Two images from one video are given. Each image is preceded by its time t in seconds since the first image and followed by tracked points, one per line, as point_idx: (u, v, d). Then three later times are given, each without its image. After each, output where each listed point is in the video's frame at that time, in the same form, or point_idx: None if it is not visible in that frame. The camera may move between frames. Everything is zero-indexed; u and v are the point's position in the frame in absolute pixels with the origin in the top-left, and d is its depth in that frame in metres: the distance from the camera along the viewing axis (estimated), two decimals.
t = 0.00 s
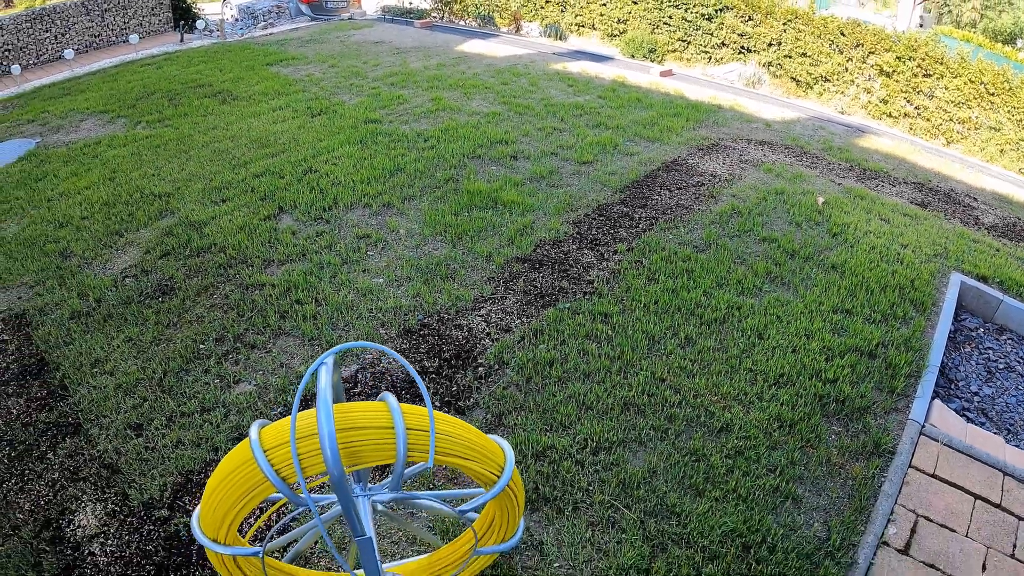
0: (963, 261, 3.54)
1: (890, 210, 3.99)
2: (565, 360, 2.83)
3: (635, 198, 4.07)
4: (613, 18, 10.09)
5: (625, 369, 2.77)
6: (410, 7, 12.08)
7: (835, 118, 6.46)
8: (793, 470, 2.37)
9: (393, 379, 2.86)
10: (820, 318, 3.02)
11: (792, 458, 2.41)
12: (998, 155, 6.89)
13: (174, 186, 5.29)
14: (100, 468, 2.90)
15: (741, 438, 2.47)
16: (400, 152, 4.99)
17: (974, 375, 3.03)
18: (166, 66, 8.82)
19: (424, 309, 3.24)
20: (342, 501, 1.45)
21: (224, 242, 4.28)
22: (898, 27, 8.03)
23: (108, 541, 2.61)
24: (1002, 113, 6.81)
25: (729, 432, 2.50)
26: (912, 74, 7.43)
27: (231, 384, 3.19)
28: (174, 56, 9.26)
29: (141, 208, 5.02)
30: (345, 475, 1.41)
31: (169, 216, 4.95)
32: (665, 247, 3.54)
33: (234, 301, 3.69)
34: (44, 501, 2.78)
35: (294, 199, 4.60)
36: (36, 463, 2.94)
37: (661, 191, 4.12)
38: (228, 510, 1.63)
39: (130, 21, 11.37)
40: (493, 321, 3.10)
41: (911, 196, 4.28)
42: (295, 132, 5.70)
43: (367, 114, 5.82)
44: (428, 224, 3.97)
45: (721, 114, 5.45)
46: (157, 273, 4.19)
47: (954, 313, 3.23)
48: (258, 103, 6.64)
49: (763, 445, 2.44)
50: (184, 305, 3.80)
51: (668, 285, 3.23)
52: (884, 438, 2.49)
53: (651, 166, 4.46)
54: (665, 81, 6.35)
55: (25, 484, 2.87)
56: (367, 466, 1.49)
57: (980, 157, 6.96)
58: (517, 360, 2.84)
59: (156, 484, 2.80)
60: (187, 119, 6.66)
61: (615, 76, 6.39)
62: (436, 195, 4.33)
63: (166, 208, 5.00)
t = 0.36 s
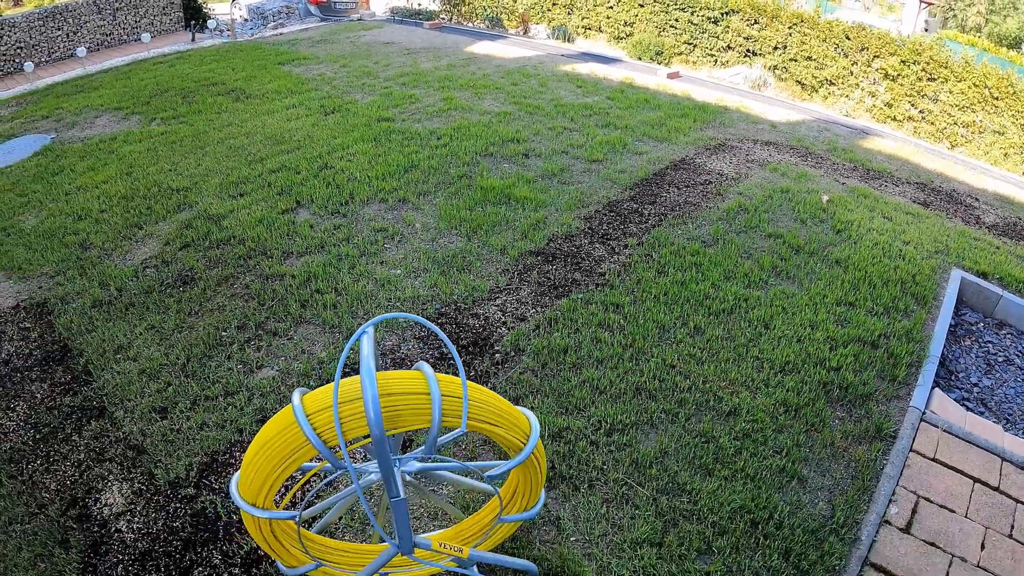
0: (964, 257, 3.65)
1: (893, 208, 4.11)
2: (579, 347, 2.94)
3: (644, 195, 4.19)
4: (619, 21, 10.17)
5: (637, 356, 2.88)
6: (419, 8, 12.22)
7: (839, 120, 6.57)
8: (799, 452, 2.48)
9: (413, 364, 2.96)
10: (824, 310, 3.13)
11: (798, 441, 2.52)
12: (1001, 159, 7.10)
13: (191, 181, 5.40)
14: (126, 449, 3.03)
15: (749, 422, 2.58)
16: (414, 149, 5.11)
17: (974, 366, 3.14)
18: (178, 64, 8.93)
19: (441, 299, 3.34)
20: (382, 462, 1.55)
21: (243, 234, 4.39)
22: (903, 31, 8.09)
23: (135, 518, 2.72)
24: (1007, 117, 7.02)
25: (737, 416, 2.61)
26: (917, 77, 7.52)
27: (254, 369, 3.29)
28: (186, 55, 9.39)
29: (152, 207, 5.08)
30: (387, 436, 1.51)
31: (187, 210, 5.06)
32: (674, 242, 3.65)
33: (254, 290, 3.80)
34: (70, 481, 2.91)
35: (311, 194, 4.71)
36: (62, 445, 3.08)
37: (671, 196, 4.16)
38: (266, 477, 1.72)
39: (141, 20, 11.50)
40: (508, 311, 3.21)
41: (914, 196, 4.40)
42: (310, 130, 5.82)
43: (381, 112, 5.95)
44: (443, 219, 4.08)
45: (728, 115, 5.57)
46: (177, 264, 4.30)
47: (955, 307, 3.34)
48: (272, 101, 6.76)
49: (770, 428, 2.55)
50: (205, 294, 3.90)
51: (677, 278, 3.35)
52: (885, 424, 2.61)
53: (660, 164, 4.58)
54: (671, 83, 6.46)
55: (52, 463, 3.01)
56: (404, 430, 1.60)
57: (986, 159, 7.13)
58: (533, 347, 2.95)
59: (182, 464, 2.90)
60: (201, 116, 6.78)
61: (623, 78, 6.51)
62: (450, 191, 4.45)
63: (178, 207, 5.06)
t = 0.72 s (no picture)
0: (963, 255, 3.73)
1: (894, 208, 4.19)
2: (586, 337, 3.02)
3: (649, 192, 4.28)
4: (624, 23, 10.16)
5: (642, 346, 2.97)
6: (426, 9, 12.31)
7: (842, 122, 6.64)
8: (800, 438, 2.56)
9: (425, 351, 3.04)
10: (825, 304, 3.21)
11: (798, 428, 2.60)
12: (1006, 162, 6.79)
13: (203, 175, 5.49)
14: (143, 433, 3.12)
15: (751, 409, 2.67)
16: (423, 147, 5.20)
17: (972, 361, 3.22)
18: (188, 62, 9.03)
19: (451, 290, 3.42)
20: (402, 433, 1.63)
21: (255, 227, 4.48)
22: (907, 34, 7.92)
23: (152, 499, 2.81)
24: (1010, 120, 6.75)
25: (739, 403, 2.70)
26: (920, 81, 7.27)
27: (268, 356, 3.38)
28: (195, 53, 9.47)
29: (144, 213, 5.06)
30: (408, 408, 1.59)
31: (199, 203, 5.15)
32: (679, 238, 3.74)
33: (267, 281, 3.88)
34: (88, 464, 3.01)
35: (322, 189, 4.80)
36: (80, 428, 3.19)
37: (675, 187, 4.32)
38: (288, 450, 1.78)
39: (150, 18, 11.59)
40: (517, 302, 3.29)
41: (915, 195, 4.48)
42: (320, 127, 5.91)
43: (389, 111, 6.03)
44: (452, 215, 4.18)
45: (733, 116, 5.66)
46: (191, 255, 4.39)
47: (953, 303, 3.42)
48: (282, 99, 6.84)
49: (771, 415, 2.64)
50: (219, 284, 3.98)
51: (682, 272, 3.43)
52: (884, 412, 2.69)
53: (666, 163, 4.66)
54: (676, 84, 6.54)
55: (70, 447, 3.12)
56: (424, 403, 1.68)
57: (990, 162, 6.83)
58: (542, 336, 3.02)
59: (198, 447, 2.98)
60: (212, 112, 6.86)
61: (628, 78, 6.60)
62: (459, 187, 4.54)
63: (175, 214, 5.03)
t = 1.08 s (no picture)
0: (963, 254, 3.80)
1: (895, 207, 4.25)
2: (594, 330, 3.08)
3: (654, 190, 4.35)
4: (628, 24, 10.19)
5: (649, 339, 3.03)
6: (431, 10, 12.39)
7: (844, 123, 6.70)
8: (802, 429, 2.63)
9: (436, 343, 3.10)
10: (827, 300, 3.28)
11: (801, 419, 2.67)
12: (1007, 163, 6.80)
13: (212, 172, 5.55)
14: (157, 422, 3.19)
15: (755, 400, 2.73)
16: (430, 145, 5.27)
17: (972, 356, 3.28)
18: (195, 61, 9.10)
19: (461, 284, 3.49)
20: (422, 411, 1.69)
21: (265, 223, 4.54)
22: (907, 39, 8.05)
23: (167, 486, 2.87)
24: (1012, 122, 6.81)
25: (743, 395, 2.76)
26: (923, 83, 7.35)
27: (281, 347, 3.44)
28: (202, 53, 9.55)
29: (150, 211, 5.11)
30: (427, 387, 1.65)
31: (209, 199, 5.21)
32: (684, 234, 3.80)
33: (278, 275, 3.94)
34: (103, 452, 3.07)
35: (331, 185, 4.86)
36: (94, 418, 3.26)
37: (678, 186, 4.38)
38: (307, 436, 1.83)
39: (157, 18, 11.68)
40: (526, 296, 3.36)
41: (916, 195, 4.55)
42: (328, 125, 5.98)
43: (397, 109, 6.10)
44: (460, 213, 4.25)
45: (736, 116, 5.73)
46: (202, 250, 4.45)
47: (953, 300, 3.49)
48: (290, 97, 6.91)
49: (774, 406, 2.70)
50: (231, 278, 4.05)
51: (687, 267, 3.50)
52: (885, 404, 2.75)
53: (670, 163, 4.73)
54: (680, 85, 6.60)
55: (84, 436, 3.19)
56: (442, 385, 1.74)
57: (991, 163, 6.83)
58: (549, 329, 3.09)
59: (212, 435, 3.04)
60: (220, 111, 6.93)
61: (633, 79, 6.67)
62: (467, 185, 4.61)
63: (174, 215, 5.03)
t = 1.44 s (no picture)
0: (962, 251, 3.86)
1: (896, 205, 4.31)
2: (599, 323, 3.15)
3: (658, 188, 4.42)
4: (631, 25, 10.26)
5: (653, 331, 3.09)
6: (434, 10, 12.46)
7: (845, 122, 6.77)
8: (804, 418, 2.70)
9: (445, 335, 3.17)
10: (828, 294, 3.35)
11: (802, 408, 2.73)
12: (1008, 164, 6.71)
13: (219, 168, 5.61)
14: (170, 411, 3.25)
15: (757, 390, 2.80)
16: (436, 143, 5.33)
17: (971, 350, 3.35)
18: (200, 60, 9.16)
19: (468, 278, 3.56)
20: (438, 392, 1.76)
21: (274, 218, 4.60)
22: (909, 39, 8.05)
23: (180, 473, 2.94)
24: (1013, 122, 6.72)
25: (746, 385, 2.83)
26: (925, 83, 7.35)
27: (291, 339, 3.50)
28: (207, 51, 9.61)
29: (150, 211, 5.13)
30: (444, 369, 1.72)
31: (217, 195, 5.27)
32: (687, 231, 3.87)
33: (288, 269, 4.00)
34: (117, 441, 3.14)
35: (339, 182, 4.93)
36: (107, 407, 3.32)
37: (678, 186, 4.42)
38: (327, 415, 1.89)
39: (161, 17, 11.76)
40: (532, 290, 3.42)
41: (916, 194, 4.62)
42: (334, 123, 6.04)
43: (402, 108, 6.16)
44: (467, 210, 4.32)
45: (738, 116, 5.80)
46: (211, 245, 4.51)
47: (952, 296, 3.56)
48: (296, 95, 6.97)
49: (776, 397, 2.77)
50: (240, 271, 4.11)
51: (690, 262, 3.56)
52: (885, 395, 2.82)
53: (673, 161, 4.80)
54: (683, 85, 6.67)
55: (97, 425, 3.25)
56: (458, 367, 1.81)
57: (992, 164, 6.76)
58: (556, 321, 3.15)
59: (225, 424, 3.10)
60: (226, 108, 7.00)
61: (636, 79, 6.74)
62: (473, 182, 4.68)
63: (174, 216, 5.05)
